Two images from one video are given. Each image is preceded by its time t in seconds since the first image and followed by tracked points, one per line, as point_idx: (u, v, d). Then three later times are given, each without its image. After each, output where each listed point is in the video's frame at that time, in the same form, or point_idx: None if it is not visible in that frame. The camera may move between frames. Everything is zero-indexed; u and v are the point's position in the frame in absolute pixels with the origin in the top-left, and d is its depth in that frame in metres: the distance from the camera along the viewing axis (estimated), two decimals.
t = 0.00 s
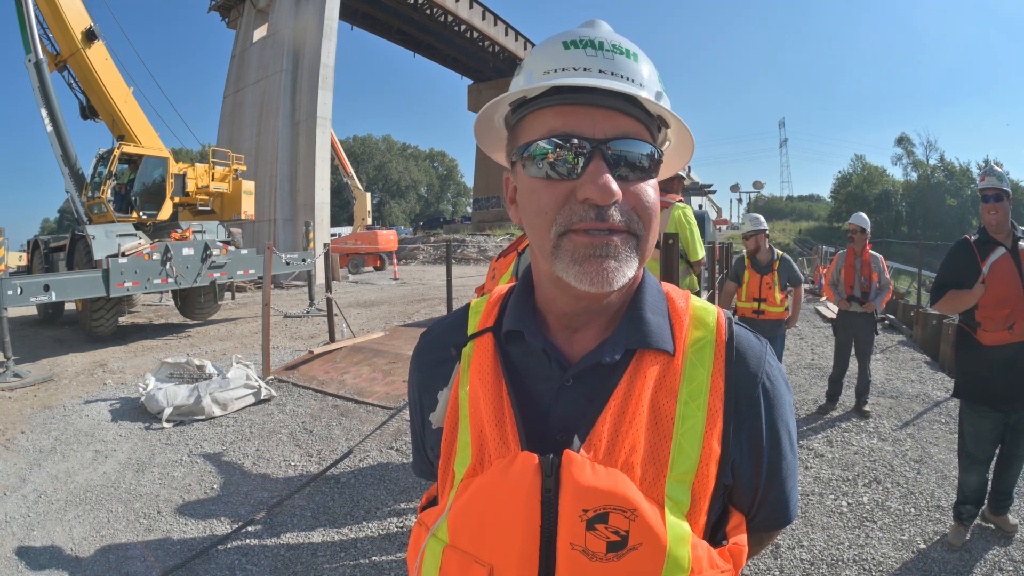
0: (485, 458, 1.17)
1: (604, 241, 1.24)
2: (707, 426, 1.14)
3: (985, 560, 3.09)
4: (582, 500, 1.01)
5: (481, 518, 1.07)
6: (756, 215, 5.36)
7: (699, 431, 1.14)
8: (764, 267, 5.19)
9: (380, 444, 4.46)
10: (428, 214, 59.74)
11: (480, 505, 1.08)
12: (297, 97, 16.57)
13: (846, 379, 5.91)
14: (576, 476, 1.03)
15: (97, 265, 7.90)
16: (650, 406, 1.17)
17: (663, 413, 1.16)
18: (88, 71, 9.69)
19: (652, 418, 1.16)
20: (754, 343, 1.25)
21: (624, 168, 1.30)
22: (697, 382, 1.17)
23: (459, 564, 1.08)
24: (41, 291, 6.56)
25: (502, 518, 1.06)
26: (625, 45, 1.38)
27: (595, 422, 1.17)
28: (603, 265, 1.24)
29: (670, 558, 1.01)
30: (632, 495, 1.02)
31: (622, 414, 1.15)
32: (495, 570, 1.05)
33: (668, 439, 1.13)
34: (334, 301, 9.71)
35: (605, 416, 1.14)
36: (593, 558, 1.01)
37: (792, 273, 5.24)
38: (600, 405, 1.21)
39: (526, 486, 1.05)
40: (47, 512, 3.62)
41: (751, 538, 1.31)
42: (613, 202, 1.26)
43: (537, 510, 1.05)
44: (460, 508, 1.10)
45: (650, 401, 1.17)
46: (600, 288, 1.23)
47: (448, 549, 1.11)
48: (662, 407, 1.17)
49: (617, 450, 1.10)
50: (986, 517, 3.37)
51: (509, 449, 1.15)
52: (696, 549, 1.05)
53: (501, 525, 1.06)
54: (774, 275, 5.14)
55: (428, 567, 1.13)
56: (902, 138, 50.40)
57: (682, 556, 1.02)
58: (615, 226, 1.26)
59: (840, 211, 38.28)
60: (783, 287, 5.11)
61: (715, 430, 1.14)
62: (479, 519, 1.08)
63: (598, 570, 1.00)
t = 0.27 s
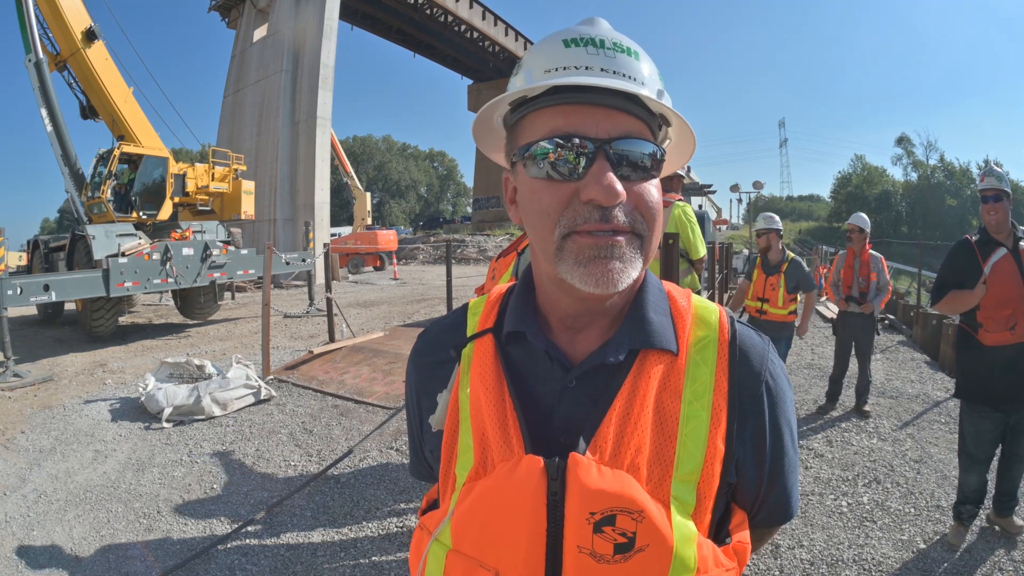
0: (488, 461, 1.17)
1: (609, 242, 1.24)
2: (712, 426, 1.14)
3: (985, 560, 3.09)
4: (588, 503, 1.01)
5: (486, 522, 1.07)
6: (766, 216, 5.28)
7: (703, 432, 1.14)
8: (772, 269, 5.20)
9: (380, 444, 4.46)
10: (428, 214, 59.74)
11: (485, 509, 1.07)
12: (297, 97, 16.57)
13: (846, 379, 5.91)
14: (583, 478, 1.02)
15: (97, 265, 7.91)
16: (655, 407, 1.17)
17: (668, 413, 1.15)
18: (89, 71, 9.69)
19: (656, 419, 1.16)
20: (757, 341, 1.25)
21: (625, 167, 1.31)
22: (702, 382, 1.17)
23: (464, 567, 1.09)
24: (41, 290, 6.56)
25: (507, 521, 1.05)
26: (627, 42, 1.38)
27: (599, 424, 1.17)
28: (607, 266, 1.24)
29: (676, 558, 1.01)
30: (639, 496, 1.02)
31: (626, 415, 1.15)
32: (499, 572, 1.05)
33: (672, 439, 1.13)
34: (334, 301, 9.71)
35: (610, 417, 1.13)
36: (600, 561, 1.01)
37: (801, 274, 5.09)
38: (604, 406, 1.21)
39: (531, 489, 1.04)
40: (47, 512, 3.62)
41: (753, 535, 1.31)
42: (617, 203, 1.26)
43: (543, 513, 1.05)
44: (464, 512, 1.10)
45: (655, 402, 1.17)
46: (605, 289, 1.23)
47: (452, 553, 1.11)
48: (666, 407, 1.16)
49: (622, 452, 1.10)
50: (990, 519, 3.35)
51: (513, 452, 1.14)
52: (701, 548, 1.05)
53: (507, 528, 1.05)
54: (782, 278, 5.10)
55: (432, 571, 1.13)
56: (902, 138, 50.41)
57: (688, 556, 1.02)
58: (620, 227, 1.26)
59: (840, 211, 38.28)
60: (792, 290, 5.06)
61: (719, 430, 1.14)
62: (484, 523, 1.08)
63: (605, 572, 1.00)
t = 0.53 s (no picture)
0: (489, 464, 1.17)
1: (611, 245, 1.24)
2: (713, 429, 1.14)
3: (985, 560, 3.09)
4: (590, 505, 1.01)
5: (487, 524, 1.07)
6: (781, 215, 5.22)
7: (705, 434, 1.14)
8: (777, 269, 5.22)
9: (380, 444, 4.46)
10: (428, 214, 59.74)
11: (487, 510, 1.07)
12: (297, 97, 16.57)
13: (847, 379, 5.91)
14: (584, 481, 1.02)
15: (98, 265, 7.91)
16: (656, 409, 1.17)
17: (669, 415, 1.16)
18: (89, 71, 9.69)
19: (658, 421, 1.16)
20: (758, 344, 1.25)
21: (627, 168, 1.31)
22: (702, 385, 1.17)
23: (464, 570, 1.09)
24: (41, 291, 6.55)
25: (508, 524, 1.05)
26: (628, 43, 1.38)
27: (600, 426, 1.17)
28: (608, 271, 1.24)
29: (678, 561, 1.01)
30: (640, 499, 1.02)
31: (627, 417, 1.15)
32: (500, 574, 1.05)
33: (674, 441, 1.14)
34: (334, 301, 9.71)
35: (612, 420, 1.13)
36: (601, 564, 1.01)
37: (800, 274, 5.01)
38: (605, 408, 1.21)
39: (532, 491, 1.05)
40: (47, 512, 3.61)
41: (754, 537, 1.31)
42: (619, 207, 1.27)
43: (544, 516, 1.05)
44: (466, 514, 1.09)
45: (656, 405, 1.17)
46: (609, 293, 1.24)
47: (453, 555, 1.11)
48: (667, 409, 1.17)
49: (624, 454, 1.10)
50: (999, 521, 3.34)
51: (514, 454, 1.14)
52: (702, 551, 1.05)
53: (508, 530, 1.05)
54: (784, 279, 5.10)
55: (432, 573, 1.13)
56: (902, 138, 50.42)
57: (689, 558, 1.02)
58: (623, 230, 1.26)
59: (840, 211, 38.30)
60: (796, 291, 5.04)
61: (720, 433, 1.14)
62: (484, 525, 1.08)
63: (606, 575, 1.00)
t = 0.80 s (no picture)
0: (486, 464, 1.17)
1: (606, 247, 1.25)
2: (710, 429, 1.15)
3: (985, 560, 3.10)
4: (585, 505, 1.02)
5: (483, 524, 1.08)
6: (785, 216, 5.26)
7: (701, 434, 1.14)
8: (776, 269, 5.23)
9: (381, 445, 4.47)
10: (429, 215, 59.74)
11: (483, 510, 1.08)
12: (298, 97, 16.58)
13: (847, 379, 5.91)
14: (580, 481, 1.03)
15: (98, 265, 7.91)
16: (653, 409, 1.17)
17: (666, 416, 1.16)
18: (89, 71, 9.70)
19: (654, 422, 1.16)
20: (755, 344, 1.25)
21: (624, 170, 1.31)
22: (699, 386, 1.18)
23: (461, 570, 1.09)
24: (41, 291, 6.55)
25: (505, 522, 1.06)
26: (624, 43, 1.38)
27: (597, 426, 1.17)
28: (602, 273, 1.25)
29: (673, 561, 1.01)
30: (636, 499, 1.03)
31: (624, 418, 1.15)
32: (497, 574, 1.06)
33: (670, 441, 1.14)
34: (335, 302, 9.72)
35: (608, 420, 1.14)
36: (596, 563, 1.01)
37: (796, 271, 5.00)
38: (602, 408, 1.22)
39: (528, 491, 1.05)
40: (48, 512, 3.62)
41: (753, 538, 1.31)
42: (614, 210, 1.27)
43: (539, 515, 1.05)
44: (462, 513, 1.10)
45: (653, 405, 1.17)
46: (604, 295, 1.24)
47: (449, 555, 1.11)
48: (664, 410, 1.17)
49: (620, 454, 1.10)
50: (1000, 522, 3.36)
51: (511, 454, 1.15)
52: (698, 551, 1.05)
53: (504, 530, 1.06)
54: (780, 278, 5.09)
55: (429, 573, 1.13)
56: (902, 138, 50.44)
57: (685, 558, 1.02)
58: (619, 233, 1.27)
59: (841, 211, 38.30)
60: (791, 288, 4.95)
61: (717, 433, 1.14)
62: (480, 524, 1.08)
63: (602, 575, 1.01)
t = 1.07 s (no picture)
0: (482, 465, 1.17)
1: (586, 244, 1.26)
2: (708, 431, 1.15)
3: (986, 560, 3.10)
4: (581, 507, 1.02)
5: (479, 526, 1.08)
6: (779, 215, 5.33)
7: (699, 436, 1.14)
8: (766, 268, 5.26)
9: (381, 445, 4.47)
10: (429, 215, 59.75)
11: (479, 512, 1.08)
12: (298, 97, 16.57)
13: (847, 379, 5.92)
14: (576, 484, 1.03)
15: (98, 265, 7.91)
16: (651, 410, 1.17)
17: (663, 418, 1.16)
18: (89, 71, 9.70)
19: (651, 424, 1.16)
20: (754, 344, 1.25)
21: (611, 168, 1.31)
22: (697, 388, 1.18)
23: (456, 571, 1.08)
24: (42, 291, 6.55)
25: (501, 524, 1.06)
26: (613, 41, 1.38)
27: (594, 427, 1.17)
28: (583, 268, 1.26)
29: (670, 564, 1.01)
30: (632, 502, 1.03)
31: (621, 419, 1.15)
32: None
33: (668, 444, 1.14)
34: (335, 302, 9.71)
35: (605, 422, 1.14)
36: (593, 566, 1.02)
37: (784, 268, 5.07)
38: (599, 409, 1.22)
39: (524, 492, 1.05)
40: (48, 512, 3.62)
41: (753, 540, 1.31)
42: (591, 205, 1.28)
43: (535, 517, 1.05)
44: (458, 515, 1.10)
45: (650, 406, 1.17)
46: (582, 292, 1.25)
47: (446, 556, 1.10)
48: (661, 411, 1.17)
49: (616, 456, 1.10)
50: (1000, 522, 3.37)
51: (508, 454, 1.15)
52: (696, 554, 1.05)
53: (500, 532, 1.06)
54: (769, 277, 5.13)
55: None
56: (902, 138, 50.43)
57: (682, 561, 1.02)
58: (596, 228, 1.26)
59: (841, 211, 38.31)
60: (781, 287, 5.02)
61: (715, 435, 1.14)
62: (477, 526, 1.08)
63: None
